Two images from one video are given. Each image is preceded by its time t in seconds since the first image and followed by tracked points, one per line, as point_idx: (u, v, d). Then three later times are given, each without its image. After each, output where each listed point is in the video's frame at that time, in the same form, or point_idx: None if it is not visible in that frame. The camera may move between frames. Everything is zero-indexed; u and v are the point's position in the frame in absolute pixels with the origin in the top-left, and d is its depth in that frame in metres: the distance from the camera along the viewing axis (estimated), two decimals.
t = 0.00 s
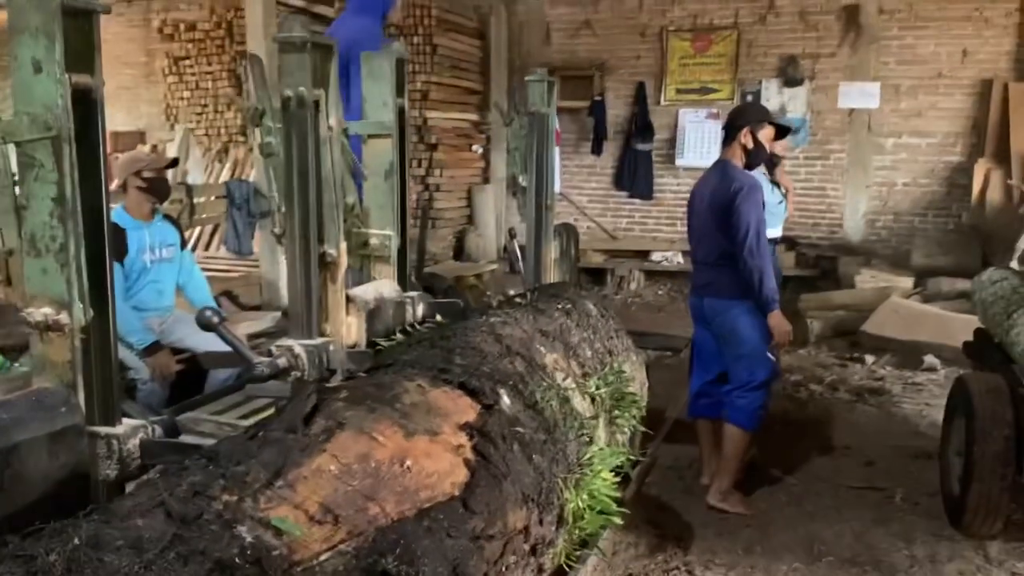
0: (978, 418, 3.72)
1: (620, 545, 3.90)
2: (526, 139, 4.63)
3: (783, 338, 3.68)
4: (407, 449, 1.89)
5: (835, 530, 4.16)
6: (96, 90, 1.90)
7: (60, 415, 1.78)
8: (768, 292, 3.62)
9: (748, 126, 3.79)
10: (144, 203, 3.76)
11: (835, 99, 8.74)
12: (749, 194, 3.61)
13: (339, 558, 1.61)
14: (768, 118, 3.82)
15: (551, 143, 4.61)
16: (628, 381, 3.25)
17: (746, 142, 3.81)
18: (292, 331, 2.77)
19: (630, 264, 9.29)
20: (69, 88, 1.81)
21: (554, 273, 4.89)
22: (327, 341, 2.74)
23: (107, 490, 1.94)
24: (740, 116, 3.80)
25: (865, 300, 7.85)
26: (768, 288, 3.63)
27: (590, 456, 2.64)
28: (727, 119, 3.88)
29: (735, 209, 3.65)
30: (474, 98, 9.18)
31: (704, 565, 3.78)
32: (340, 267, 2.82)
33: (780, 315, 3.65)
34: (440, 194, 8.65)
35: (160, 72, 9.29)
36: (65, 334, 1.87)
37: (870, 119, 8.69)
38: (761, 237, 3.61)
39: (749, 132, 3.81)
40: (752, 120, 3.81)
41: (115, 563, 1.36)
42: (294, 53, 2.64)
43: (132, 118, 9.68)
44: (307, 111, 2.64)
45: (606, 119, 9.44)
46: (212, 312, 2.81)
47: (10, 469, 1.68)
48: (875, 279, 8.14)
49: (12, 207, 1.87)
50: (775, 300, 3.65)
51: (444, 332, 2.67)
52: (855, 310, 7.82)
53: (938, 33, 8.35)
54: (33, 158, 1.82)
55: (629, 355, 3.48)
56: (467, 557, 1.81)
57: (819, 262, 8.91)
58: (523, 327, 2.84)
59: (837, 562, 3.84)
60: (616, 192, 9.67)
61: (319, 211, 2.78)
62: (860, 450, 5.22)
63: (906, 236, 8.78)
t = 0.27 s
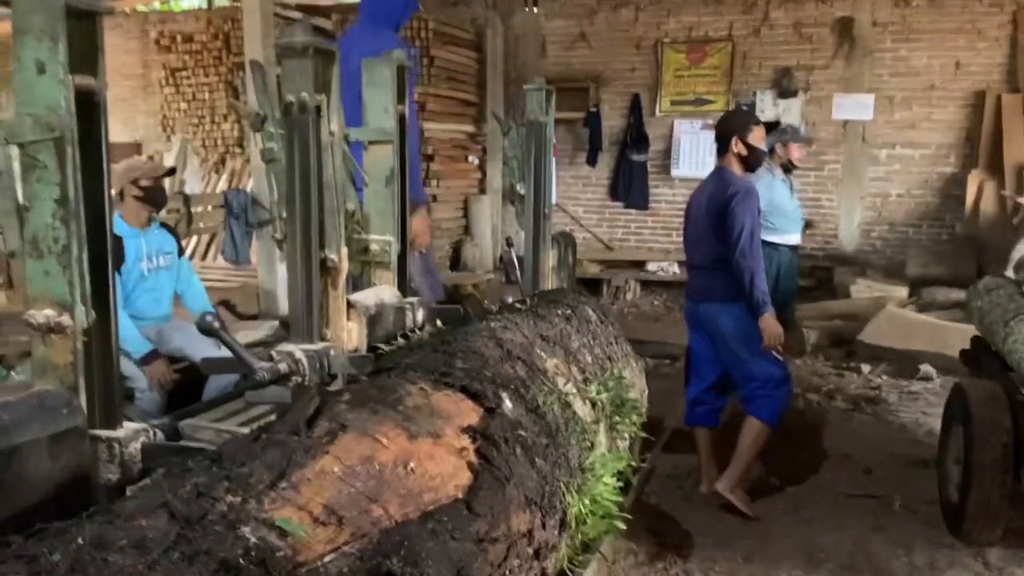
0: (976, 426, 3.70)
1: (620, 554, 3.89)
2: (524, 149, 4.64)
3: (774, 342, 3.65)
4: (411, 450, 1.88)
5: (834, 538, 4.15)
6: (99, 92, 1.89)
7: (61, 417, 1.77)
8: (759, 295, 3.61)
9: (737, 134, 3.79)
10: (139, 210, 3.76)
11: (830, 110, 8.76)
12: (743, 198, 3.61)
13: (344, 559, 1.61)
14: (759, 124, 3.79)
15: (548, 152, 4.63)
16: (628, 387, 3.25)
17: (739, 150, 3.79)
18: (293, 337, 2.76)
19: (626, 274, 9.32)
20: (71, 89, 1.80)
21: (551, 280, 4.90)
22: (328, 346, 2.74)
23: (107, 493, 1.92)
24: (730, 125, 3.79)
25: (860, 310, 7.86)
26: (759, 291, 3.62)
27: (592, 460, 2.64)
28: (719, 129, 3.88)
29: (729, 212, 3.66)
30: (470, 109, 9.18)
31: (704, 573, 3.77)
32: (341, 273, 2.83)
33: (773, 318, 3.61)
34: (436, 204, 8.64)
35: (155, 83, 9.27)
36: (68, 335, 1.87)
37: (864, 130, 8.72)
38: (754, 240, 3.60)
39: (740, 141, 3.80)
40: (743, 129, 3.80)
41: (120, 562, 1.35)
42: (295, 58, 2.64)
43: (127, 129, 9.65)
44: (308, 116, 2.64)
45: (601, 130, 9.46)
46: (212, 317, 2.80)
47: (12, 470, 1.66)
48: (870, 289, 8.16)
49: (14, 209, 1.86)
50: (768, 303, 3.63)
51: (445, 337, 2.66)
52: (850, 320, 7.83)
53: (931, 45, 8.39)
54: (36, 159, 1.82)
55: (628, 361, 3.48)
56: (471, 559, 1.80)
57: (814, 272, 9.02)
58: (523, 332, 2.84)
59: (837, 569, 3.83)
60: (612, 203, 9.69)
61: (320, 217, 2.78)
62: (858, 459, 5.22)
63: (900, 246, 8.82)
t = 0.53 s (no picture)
0: (974, 428, 3.72)
1: (620, 555, 3.92)
2: (525, 155, 4.69)
3: (775, 342, 3.68)
4: (414, 443, 1.92)
5: (833, 540, 4.17)
6: (110, 91, 1.94)
7: (72, 409, 1.80)
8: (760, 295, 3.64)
9: (735, 139, 3.83)
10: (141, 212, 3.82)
11: (830, 117, 8.80)
12: (745, 199, 3.66)
13: (349, 548, 1.64)
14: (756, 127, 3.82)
15: (549, 157, 4.69)
16: (628, 388, 3.28)
17: (738, 154, 3.83)
18: (298, 336, 2.81)
19: (627, 281, 9.37)
20: (83, 88, 1.84)
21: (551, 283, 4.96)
22: (332, 345, 2.78)
23: (115, 486, 1.96)
24: (727, 129, 3.83)
25: (860, 316, 7.89)
26: (761, 292, 3.65)
27: (592, 458, 2.67)
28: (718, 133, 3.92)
29: (731, 214, 3.70)
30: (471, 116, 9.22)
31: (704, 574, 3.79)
32: (345, 273, 2.87)
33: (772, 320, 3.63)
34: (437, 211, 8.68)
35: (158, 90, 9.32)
36: (77, 329, 1.90)
37: (864, 137, 8.75)
38: (757, 241, 3.64)
39: (739, 145, 3.84)
40: (740, 133, 3.84)
41: (131, 546, 1.39)
42: (301, 62, 2.70)
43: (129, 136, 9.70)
44: (313, 118, 2.68)
45: (602, 137, 9.49)
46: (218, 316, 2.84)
47: (23, 460, 1.70)
48: (870, 295, 8.19)
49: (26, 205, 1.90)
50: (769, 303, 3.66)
51: (446, 336, 2.70)
52: (850, 326, 7.86)
53: (931, 53, 8.44)
54: (47, 157, 1.86)
55: (628, 362, 3.52)
56: (472, 550, 1.83)
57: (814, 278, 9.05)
58: (524, 332, 2.88)
59: (836, 570, 3.86)
60: (612, 210, 9.72)
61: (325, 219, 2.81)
62: (857, 462, 5.25)
63: (900, 253, 8.85)
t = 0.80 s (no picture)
0: (972, 424, 3.75)
1: (623, 550, 3.96)
2: (528, 155, 4.73)
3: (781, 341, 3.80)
4: (426, 428, 1.97)
5: (833, 536, 4.21)
6: (130, 85, 1.99)
7: (92, 394, 1.84)
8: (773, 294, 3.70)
9: (745, 142, 3.88)
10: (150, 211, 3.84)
11: (829, 121, 8.85)
12: (760, 201, 3.70)
13: (364, 527, 1.68)
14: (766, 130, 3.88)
15: (551, 157, 4.73)
16: (632, 382, 3.32)
17: (749, 156, 3.89)
18: (307, 329, 2.84)
19: (627, 283, 9.43)
20: (105, 81, 1.89)
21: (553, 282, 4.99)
22: (341, 338, 2.81)
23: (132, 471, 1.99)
24: (739, 131, 3.88)
25: (859, 318, 7.94)
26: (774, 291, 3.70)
27: (598, 448, 2.72)
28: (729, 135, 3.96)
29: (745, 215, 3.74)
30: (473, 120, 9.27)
31: (706, 569, 3.83)
32: (354, 267, 2.92)
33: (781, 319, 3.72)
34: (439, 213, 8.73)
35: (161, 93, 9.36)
36: (97, 316, 1.95)
37: (863, 141, 8.80)
38: (770, 241, 3.69)
39: (749, 148, 3.89)
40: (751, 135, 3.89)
41: (156, 521, 1.43)
42: (312, 59, 2.75)
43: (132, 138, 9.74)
44: (324, 115, 2.74)
45: (602, 140, 9.54)
46: (229, 308, 2.88)
47: (47, 443, 1.73)
48: (869, 298, 8.24)
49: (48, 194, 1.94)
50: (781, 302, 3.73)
51: (454, 329, 2.74)
52: (850, 328, 7.90)
53: (930, 57, 8.49)
54: (69, 147, 1.90)
55: (631, 358, 3.57)
56: (483, 532, 1.88)
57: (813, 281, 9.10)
58: (530, 326, 2.92)
59: (836, 565, 3.90)
60: (613, 213, 9.76)
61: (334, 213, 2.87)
62: (857, 461, 5.29)
63: (899, 256, 8.89)
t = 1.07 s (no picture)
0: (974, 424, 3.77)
1: (627, 548, 3.99)
2: (533, 156, 4.76)
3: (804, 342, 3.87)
4: (438, 419, 2.00)
5: (836, 536, 4.24)
6: (148, 82, 2.03)
7: (111, 383, 1.88)
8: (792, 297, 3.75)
9: (767, 145, 3.89)
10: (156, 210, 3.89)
11: (831, 125, 8.88)
12: (783, 204, 3.73)
13: (378, 514, 1.72)
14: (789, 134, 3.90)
15: (556, 158, 4.77)
16: (637, 378, 3.34)
17: (770, 159, 3.91)
18: (318, 325, 2.88)
19: (629, 287, 9.46)
20: (124, 78, 1.93)
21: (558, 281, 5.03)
22: (351, 334, 2.85)
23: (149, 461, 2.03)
24: (764, 133, 3.89)
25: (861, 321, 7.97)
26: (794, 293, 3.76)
27: (605, 443, 2.76)
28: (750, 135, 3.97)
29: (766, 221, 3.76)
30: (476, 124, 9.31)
31: (709, 567, 3.86)
32: (364, 264, 2.97)
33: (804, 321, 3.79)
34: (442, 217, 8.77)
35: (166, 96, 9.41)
36: (116, 308, 1.99)
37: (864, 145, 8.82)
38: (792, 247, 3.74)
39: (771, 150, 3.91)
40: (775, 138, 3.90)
41: (177, 505, 1.47)
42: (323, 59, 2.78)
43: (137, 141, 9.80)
44: (335, 114, 2.77)
45: (605, 144, 9.58)
46: (241, 304, 2.91)
47: (67, 432, 1.75)
48: (871, 301, 8.27)
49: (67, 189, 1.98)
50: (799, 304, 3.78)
51: (463, 325, 2.77)
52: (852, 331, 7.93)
53: (932, 61, 8.48)
54: (89, 143, 1.94)
55: (637, 356, 3.60)
56: (494, 521, 1.91)
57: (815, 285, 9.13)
58: (538, 323, 2.96)
59: (838, 564, 3.93)
60: (616, 216, 9.80)
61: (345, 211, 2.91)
62: (859, 462, 5.31)
63: (901, 260, 8.89)
